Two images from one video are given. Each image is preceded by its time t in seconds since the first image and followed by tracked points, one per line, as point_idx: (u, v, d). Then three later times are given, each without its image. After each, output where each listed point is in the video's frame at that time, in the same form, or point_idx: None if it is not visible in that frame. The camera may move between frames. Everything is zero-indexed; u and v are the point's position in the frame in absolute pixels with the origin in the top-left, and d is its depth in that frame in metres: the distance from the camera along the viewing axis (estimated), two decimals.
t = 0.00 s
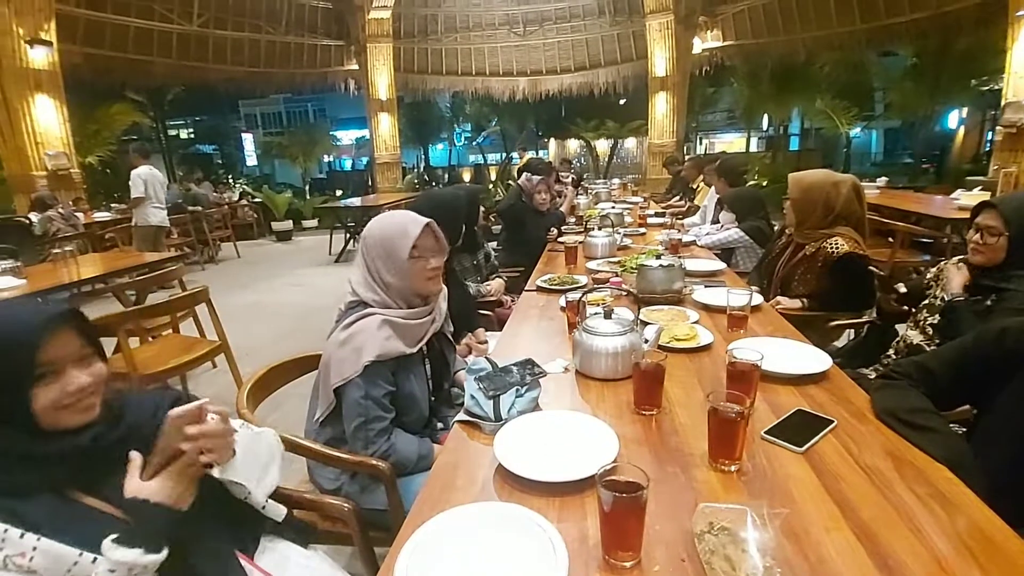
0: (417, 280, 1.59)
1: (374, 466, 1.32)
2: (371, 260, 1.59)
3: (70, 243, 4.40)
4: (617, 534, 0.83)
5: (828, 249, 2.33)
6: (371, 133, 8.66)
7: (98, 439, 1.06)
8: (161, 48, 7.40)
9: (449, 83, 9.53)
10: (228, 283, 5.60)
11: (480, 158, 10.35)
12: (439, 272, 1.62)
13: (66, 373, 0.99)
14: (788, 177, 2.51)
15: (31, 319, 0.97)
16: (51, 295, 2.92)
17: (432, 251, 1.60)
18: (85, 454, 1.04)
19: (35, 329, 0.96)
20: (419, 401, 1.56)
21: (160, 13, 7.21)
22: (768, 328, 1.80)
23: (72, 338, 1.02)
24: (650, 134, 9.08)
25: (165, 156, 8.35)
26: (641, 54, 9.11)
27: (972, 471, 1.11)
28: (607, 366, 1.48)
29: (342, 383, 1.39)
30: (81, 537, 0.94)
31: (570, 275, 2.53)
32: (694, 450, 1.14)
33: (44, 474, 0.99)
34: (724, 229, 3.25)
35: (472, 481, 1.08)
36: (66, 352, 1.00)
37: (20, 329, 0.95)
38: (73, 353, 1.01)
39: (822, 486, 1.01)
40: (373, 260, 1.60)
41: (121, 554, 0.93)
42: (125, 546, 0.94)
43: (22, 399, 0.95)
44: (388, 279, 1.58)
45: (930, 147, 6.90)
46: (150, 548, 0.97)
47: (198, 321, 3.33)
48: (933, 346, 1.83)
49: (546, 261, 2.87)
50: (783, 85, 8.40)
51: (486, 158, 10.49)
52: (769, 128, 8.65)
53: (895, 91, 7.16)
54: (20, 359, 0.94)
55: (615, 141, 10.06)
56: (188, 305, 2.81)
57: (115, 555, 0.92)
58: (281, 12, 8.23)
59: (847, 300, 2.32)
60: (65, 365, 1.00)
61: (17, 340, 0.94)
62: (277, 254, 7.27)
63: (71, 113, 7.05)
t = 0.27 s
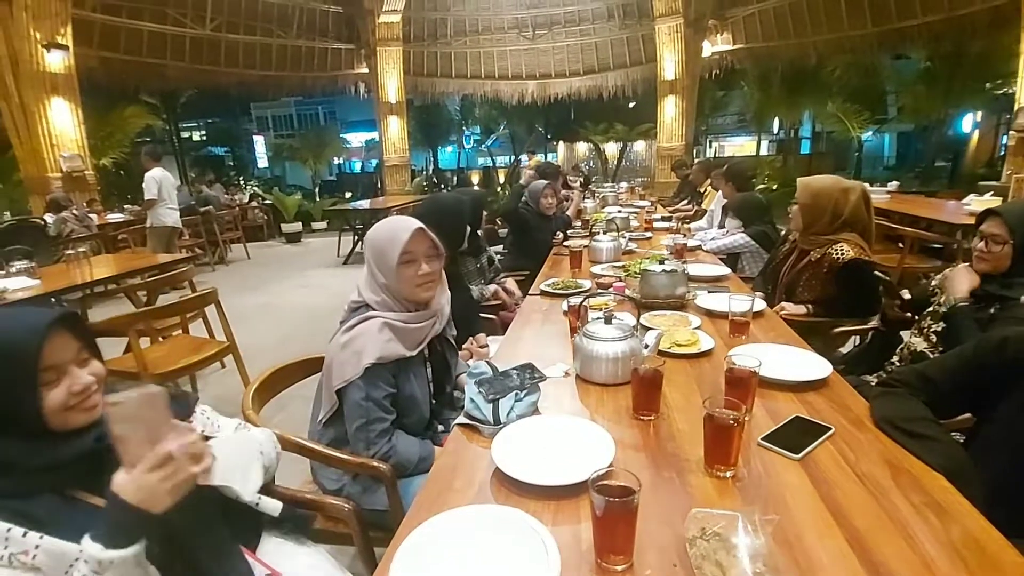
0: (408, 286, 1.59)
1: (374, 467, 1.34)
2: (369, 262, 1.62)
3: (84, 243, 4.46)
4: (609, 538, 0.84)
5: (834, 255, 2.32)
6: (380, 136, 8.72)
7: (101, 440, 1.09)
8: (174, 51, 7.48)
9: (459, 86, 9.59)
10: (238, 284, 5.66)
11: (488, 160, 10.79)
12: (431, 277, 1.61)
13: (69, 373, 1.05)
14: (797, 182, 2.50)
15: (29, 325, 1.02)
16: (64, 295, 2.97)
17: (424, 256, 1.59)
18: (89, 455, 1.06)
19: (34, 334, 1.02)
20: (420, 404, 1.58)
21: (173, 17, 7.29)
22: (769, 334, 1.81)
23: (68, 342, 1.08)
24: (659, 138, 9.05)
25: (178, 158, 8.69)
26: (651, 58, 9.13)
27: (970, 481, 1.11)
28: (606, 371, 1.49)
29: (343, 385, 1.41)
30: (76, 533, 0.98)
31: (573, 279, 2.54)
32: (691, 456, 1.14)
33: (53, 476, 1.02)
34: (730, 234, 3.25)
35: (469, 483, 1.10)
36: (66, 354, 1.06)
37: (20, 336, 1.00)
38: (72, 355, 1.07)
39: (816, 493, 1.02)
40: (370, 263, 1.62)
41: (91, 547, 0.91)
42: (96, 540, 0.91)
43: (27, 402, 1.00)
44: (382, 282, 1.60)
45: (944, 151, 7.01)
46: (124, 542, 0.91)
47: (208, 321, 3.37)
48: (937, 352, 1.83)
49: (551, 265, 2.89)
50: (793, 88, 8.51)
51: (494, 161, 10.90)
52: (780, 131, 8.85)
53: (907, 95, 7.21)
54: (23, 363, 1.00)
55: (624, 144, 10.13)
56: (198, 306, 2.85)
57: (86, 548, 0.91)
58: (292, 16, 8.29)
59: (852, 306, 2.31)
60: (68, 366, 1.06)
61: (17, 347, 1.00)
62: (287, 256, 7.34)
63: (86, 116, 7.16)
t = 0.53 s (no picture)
0: (406, 289, 1.61)
1: (371, 466, 1.36)
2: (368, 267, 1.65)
3: (95, 243, 4.52)
4: (597, 539, 0.86)
5: (836, 261, 2.32)
6: (389, 138, 8.77)
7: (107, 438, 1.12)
8: (185, 53, 7.54)
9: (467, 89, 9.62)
10: (245, 284, 5.71)
11: (495, 162, 10.88)
12: (429, 280, 1.63)
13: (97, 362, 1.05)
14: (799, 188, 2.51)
15: (58, 319, 1.01)
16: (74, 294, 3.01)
17: (421, 260, 1.61)
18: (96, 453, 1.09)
19: (67, 329, 1.01)
20: (419, 405, 1.60)
21: (185, 20, 7.36)
22: (768, 339, 1.82)
23: (94, 334, 1.07)
24: (666, 141, 9.01)
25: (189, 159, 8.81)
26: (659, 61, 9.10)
27: (960, 486, 1.12)
28: (604, 375, 1.50)
29: (344, 386, 1.44)
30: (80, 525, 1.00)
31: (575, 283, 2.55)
32: (683, 459, 1.16)
33: (66, 469, 1.03)
34: (733, 238, 3.25)
35: (464, 483, 1.11)
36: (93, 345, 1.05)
37: (55, 331, 0.99)
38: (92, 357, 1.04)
39: (807, 499, 1.02)
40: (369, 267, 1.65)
41: (92, 528, 0.95)
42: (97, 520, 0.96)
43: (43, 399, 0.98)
44: (381, 286, 1.63)
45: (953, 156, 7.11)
46: (124, 517, 0.96)
47: (215, 321, 3.40)
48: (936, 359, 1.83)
49: (554, 269, 2.90)
50: (804, 92, 8.39)
51: (502, 162, 10.91)
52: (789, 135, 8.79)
53: (918, 99, 7.16)
54: (54, 360, 0.98)
55: (632, 147, 10.16)
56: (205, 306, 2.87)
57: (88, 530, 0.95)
58: (302, 19, 8.36)
59: (854, 312, 2.31)
60: (95, 355, 1.06)
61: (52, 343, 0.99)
62: (294, 257, 7.39)
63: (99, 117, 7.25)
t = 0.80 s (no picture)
0: (400, 294, 1.63)
1: (369, 466, 1.38)
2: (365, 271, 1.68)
3: (106, 244, 4.58)
4: (585, 540, 0.87)
5: (837, 266, 2.32)
6: (396, 140, 8.80)
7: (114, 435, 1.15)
8: (196, 56, 7.61)
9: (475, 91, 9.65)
10: (253, 285, 5.76)
11: (502, 163, 10.79)
12: (423, 285, 1.64)
13: (117, 357, 1.12)
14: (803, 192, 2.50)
15: (80, 315, 1.07)
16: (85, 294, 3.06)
17: (414, 265, 1.63)
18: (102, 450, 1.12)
19: (90, 325, 1.06)
20: (419, 406, 1.61)
21: (196, 23, 7.45)
22: (766, 343, 1.82)
23: (113, 332, 1.12)
24: (673, 143, 9.00)
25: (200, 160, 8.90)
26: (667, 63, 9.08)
27: (950, 491, 1.12)
28: (600, 378, 1.52)
29: (344, 387, 1.46)
30: (90, 518, 1.02)
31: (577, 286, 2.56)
32: (675, 462, 1.17)
33: (77, 466, 1.05)
34: (737, 242, 3.25)
35: (459, 483, 1.13)
36: (114, 342, 1.12)
37: (82, 324, 1.06)
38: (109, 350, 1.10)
39: (796, 503, 1.03)
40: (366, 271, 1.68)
41: (109, 521, 0.96)
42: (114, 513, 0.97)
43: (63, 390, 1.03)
44: (377, 290, 1.66)
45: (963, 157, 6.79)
46: (141, 514, 0.97)
47: (222, 322, 3.44)
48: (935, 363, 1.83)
49: (557, 271, 2.91)
50: (812, 93, 8.36)
51: (509, 164, 10.87)
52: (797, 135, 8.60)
53: (930, 100, 7.01)
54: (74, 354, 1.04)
55: (640, 149, 10.15)
56: (212, 307, 2.91)
57: (104, 522, 0.96)
58: (312, 22, 8.43)
59: (856, 316, 2.31)
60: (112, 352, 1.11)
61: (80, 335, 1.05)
62: (302, 258, 7.45)
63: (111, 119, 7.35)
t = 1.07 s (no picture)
0: (401, 296, 1.65)
1: (368, 468, 1.39)
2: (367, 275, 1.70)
3: (115, 245, 4.63)
4: (575, 542, 0.89)
5: (839, 271, 2.31)
6: (404, 143, 8.86)
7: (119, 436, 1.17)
8: (206, 59, 7.69)
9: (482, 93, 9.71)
10: (259, 286, 5.81)
11: (509, 165, 10.94)
12: (424, 287, 1.67)
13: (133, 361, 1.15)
14: (816, 193, 2.43)
15: (100, 320, 1.10)
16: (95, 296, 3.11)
17: (416, 267, 1.66)
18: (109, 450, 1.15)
19: (108, 329, 1.10)
20: (419, 407, 1.63)
21: (205, 27, 7.52)
22: (765, 348, 1.83)
23: (132, 337, 1.16)
24: (680, 145, 8.98)
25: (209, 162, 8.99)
26: (674, 65, 9.09)
27: (944, 497, 1.12)
28: (599, 381, 1.53)
29: (350, 389, 1.48)
30: (97, 519, 1.05)
31: (578, 289, 2.57)
32: (668, 467, 1.18)
33: (85, 468, 1.07)
34: (740, 245, 3.25)
35: (455, 485, 1.15)
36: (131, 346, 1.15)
37: (102, 329, 1.09)
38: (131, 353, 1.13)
39: (788, 508, 1.04)
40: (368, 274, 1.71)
41: (123, 525, 0.99)
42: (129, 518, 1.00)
43: (87, 390, 1.07)
44: (379, 293, 1.68)
45: (977, 161, 6.77)
46: (154, 522, 1.01)
47: (228, 323, 3.47)
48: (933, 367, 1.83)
49: (559, 274, 2.92)
50: (820, 95, 8.43)
51: (516, 165, 10.95)
52: (807, 138, 8.73)
53: (940, 101, 7.03)
54: (95, 358, 1.07)
55: (646, 151, 10.15)
56: (218, 309, 2.94)
57: (118, 525, 0.99)
58: (320, 25, 8.52)
59: (857, 321, 2.31)
60: (130, 356, 1.14)
61: (98, 338, 1.08)
62: (309, 260, 7.50)
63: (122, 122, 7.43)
